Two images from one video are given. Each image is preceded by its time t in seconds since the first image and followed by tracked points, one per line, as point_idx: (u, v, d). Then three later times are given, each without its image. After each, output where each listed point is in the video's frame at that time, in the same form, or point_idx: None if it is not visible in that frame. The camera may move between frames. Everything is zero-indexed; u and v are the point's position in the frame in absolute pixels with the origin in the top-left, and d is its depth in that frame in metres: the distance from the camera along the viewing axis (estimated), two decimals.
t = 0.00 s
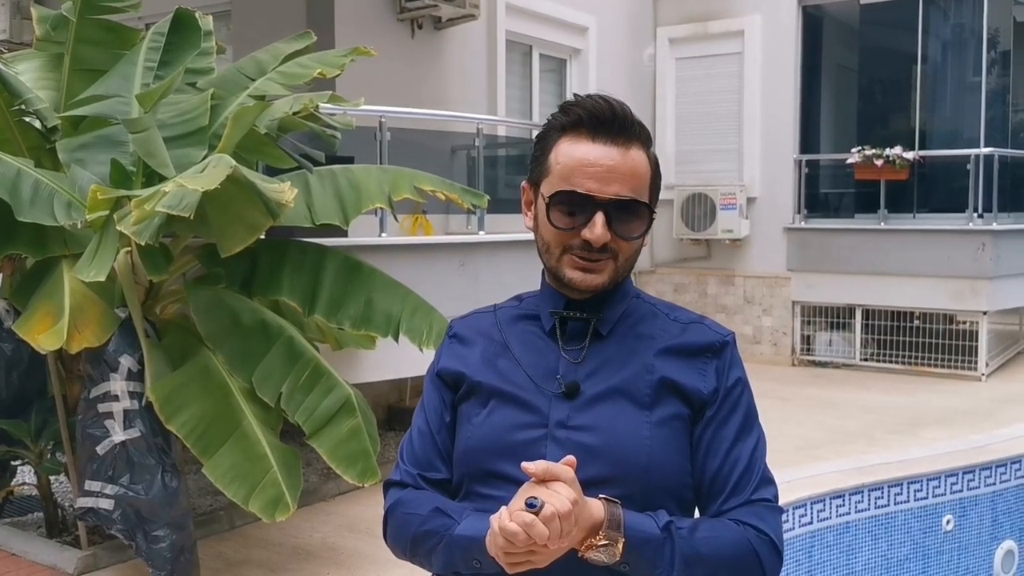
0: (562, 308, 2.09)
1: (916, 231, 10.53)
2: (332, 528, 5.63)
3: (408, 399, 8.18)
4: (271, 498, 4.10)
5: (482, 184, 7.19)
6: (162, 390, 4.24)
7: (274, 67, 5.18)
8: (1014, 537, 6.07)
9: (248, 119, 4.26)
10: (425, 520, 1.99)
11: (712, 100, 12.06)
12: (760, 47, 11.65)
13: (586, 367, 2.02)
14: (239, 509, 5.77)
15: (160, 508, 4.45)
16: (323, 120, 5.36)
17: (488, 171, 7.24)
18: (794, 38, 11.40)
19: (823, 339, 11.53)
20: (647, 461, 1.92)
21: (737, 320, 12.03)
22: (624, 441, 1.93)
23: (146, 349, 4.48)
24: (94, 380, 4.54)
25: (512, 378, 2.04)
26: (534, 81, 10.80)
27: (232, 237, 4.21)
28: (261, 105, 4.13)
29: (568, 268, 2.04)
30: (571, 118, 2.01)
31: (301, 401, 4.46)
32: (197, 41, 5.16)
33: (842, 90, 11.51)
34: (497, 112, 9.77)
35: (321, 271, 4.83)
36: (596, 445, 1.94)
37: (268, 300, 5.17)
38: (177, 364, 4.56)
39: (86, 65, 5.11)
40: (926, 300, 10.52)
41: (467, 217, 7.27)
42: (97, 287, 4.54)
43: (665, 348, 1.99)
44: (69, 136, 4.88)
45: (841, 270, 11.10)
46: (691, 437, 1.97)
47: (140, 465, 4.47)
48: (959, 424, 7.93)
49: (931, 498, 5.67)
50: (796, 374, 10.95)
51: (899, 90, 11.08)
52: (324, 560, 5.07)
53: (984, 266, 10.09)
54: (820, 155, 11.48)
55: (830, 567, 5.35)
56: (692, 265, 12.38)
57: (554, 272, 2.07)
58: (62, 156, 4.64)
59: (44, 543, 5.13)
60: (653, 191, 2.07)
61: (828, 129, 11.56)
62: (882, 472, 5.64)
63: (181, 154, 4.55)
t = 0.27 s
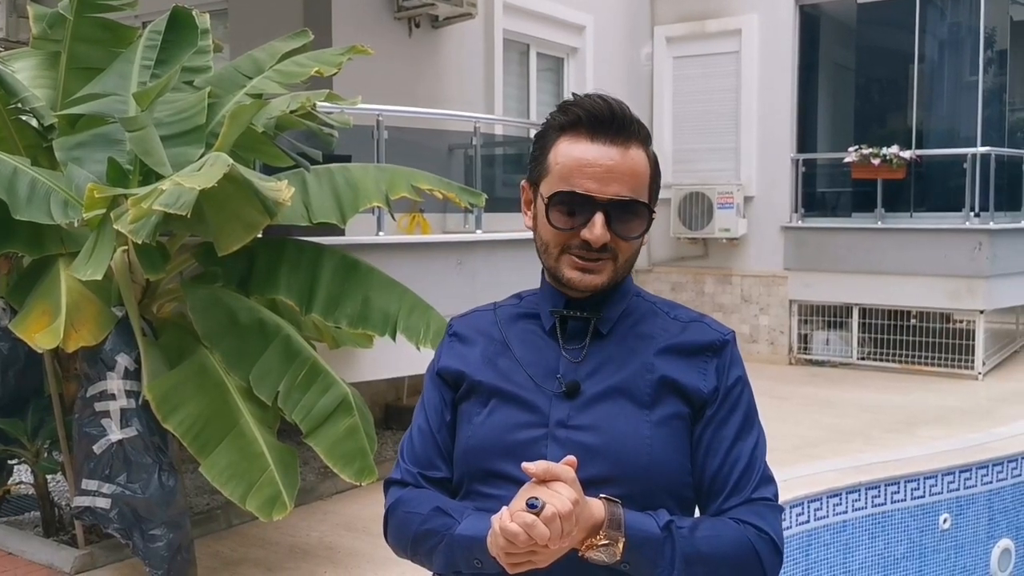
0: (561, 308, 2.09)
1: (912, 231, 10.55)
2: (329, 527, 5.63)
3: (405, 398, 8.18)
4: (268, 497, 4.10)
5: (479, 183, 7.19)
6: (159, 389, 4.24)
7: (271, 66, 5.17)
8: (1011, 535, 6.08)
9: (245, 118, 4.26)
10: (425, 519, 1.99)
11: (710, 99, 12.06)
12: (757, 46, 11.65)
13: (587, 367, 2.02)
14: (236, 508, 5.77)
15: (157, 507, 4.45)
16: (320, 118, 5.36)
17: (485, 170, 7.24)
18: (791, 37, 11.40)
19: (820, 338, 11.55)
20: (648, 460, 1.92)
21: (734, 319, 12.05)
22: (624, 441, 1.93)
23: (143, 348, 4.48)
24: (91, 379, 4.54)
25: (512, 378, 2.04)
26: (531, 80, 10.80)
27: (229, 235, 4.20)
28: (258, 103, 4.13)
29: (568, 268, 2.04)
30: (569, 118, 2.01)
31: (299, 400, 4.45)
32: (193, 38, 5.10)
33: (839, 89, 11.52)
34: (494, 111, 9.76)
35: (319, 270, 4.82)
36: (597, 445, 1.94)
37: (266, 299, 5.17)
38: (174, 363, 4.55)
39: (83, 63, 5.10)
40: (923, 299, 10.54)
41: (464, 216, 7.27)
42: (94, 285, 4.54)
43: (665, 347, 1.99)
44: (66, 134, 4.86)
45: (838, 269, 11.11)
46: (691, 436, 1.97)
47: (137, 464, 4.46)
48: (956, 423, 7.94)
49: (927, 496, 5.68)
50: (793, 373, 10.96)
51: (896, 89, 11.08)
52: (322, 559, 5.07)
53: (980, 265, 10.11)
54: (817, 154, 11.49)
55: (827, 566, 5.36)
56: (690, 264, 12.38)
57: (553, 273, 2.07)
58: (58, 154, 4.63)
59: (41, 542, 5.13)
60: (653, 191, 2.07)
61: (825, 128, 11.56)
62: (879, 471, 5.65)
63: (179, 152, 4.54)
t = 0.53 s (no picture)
0: (563, 307, 2.09)
1: (910, 230, 10.55)
2: (328, 527, 5.63)
3: (404, 398, 8.18)
4: (266, 497, 4.10)
5: (477, 183, 7.18)
6: (158, 389, 4.24)
7: (269, 65, 5.17)
8: (1009, 534, 6.08)
9: (244, 118, 4.25)
10: (427, 517, 1.99)
11: (708, 98, 12.07)
12: (756, 46, 11.65)
13: (589, 366, 2.02)
14: (235, 508, 5.77)
15: (156, 507, 4.45)
16: (318, 117, 5.36)
17: (484, 170, 7.23)
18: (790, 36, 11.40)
19: (818, 338, 11.54)
20: (650, 459, 1.92)
21: (732, 318, 12.05)
22: (626, 440, 1.93)
23: (142, 347, 4.47)
24: (89, 378, 4.53)
25: (514, 376, 2.03)
26: (530, 80, 10.79)
27: (227, 236, 4.21)
28: (257, 103, 4.13)
29: (569, 267, 2.04)
30: (570, 117, 2.01)
31: (297, 400, 4.45)
32: (191, 38, 5.12)
33: (837, 89, 11.52)
34: (493, 111, 9.76)
35: (317, 269, 4.82)
36: (599, 444, 1.94)
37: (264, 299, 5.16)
38: (174, 362, 4.55)
39: (81, 63, 5.09)
40: (921, 299, 10.54)
41: (462, 216, 7.29)
42: (92, 285, 4.53)
43: (666, 346, 1.99)
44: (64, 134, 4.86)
45: (837, 268, 11.11)
46: (692, 435, 1.97)
47: (135, 464, 4.45)
48: (954, 422, 7.95)
49: (926, 496, 5.68)
50: (792, 373, 10.96)
51: (895, 89, 11.08)
52: (320, 559, 5.07)
53: (979, 265, 10.12)
54: (815, 154, 11.49)
55: (826, 565, 5.36)
56: (688, 264, 12.39)
57: (555, 272, 2.07)
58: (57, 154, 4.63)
59: (40, 541, 5.12)
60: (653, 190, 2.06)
61: (823, 127, 11.57)
62: (878, 470, 5.65)
63: (177, 152, 4.54)
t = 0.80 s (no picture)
0: (561, 304, 2.09)
1: (909, 230, 10.56)
2: (326, 527, 5.62)
3: (402, 398, 8.18)
4: (265, 496, 4.10)
5: (476, 183, 7.18)
6: (155, 388, 4.24)
7: (268, 66, 5.17)
8: (1007, 534, 6.09)
9: (242, 117, 4.25)
10: (427, 515, 1.99)
11: (707, 99, 12.07)
12: (754, 46, 11.66)
13: (587, 362, 2.02)
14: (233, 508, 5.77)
15: (154, 507, 4.44)
16: (317, 118, 5.36)
17: (482, 170, 7.23)
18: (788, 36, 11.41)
19: (817, 338, 11.54)
20: (649, 454, 1.92)
21: (731, 318, 12.06)
22: (625, 435, 1.93)
23: (139, 347, 4.47)
24: (87, 379, 4.53)
25: (512, 374, 2.03)
26: (529, 80, 10.79)
27: (226, 235, 4.21)
28: (255, 103, 4.12)
29: (548, 248, 2.05)
30: (584, 107, 2.06)
31: (295, 399, 4.45)
32: (190, 38, 5.12)
33: (836, 90, 11.52)
34: (491, 111, 9.76)
35: (315, 269, 4.82)
36: (598, 439, 1.94)
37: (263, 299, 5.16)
38: (172, 362, 4.55)
39: (79, 63, 5.08)
40: (920, 299, 10.55)
41: (461, 216, 7.29)
42: (91, 285, 4.52)
43: (664, 342, 1.99)
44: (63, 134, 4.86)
45: (835, 269, 11.12)
46: (691, 429, 1.97)
47: (133, 464, 4.45)
48: (953, 423, 7.95)
49: (924, 496, 5.69)
50: (791, 373, 10.96)
51: (893, 89, 11.08)
52: (319, 559, 5.06)
53: (977, 265, 10.13)
54: (813, 154, 11.49)
55: (824, 565, 5.37)
56: (687, 264, 12.39)
57: (541, 255, 2.08)
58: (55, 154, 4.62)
59: (38, 542, 5.12)
60: (649, 195, 2.05)
61: (822, 127, 11.57)
62: (876, 470, 5.66)
63: (176, 152, 4.54)
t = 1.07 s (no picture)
0: (559, 306, 2.09)
1: (905, 230, 10.58)
2: (324, 528, 5.62)
3: (399, 399, 8.18)
4: (262, 497, 4.10)
5: (473, 184, 7.18)
6: (152, 390, 4.24)
7: (265, 66, 5.17)
8: (1004, 535, 6.10)
9: (239, 118, 4.24)
10: (426, 516, 1.99)
11: (704, 99, 12.09)
12: (750, 47, 11.67)
13: (585, 364, 2.02)
14: (230, 509, 5.76)
15: (150, 508, 4.44)
16: (314, 119, 5.36)
17: (479, 171, 7.23)
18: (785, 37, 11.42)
19: (813, 338, 11.55)
20: (648, 455, 1.92)
21: (728, 319, 12.07)
22: (622, 436, 1.93)
23: (136, 348, 4.47)
24: (84, 380, 4.52)
25: (510, 375, 2.03)
26: (525, 80, 10.79)
27: (222, 236, 4.20)
28: (252, 104, 4.11)
29: (550, 253, 2.04)
30: (591, 114, 2.06)
31: (292, 400, 4.45)
32: (186, 39, 5.12)
33: (832, 91, 11.52)
34: (488, 111, 9.77)
35: (312, 270, 4.82)
36: (596, 441, 1.94)
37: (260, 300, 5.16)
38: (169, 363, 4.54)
39: (75, 63, 5.07)
40: (916, 299, 10.56)
41: (458, 216, 7.25)
42: (87, 286, 4.52)
43: (662, 344, 1.99)
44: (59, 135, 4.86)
45: (832, 269, 11.13)
46: (689, 431, 1.98)
47: (130, 465, 4.45)
48: (949, 423, 7.96)
49: (921, 496, 5.70)
50: (788, 373, 10.97)
51: (889, 89, 11.09)
52: (316, 560, 5.06)
53: (973, 265, 10.16)
54: (810, 154, 11.51)
55: (821, 566, 5.37)
56: (684, 264, 12.40)
57: (541, 259, 2.08)
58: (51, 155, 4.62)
59: (34, 543, 5.10)
60: (652, 205, 2.05)
61: (819, 128, 11.58)
62: (873, 470, 5.67)
63: (172, 153, 4.53)
